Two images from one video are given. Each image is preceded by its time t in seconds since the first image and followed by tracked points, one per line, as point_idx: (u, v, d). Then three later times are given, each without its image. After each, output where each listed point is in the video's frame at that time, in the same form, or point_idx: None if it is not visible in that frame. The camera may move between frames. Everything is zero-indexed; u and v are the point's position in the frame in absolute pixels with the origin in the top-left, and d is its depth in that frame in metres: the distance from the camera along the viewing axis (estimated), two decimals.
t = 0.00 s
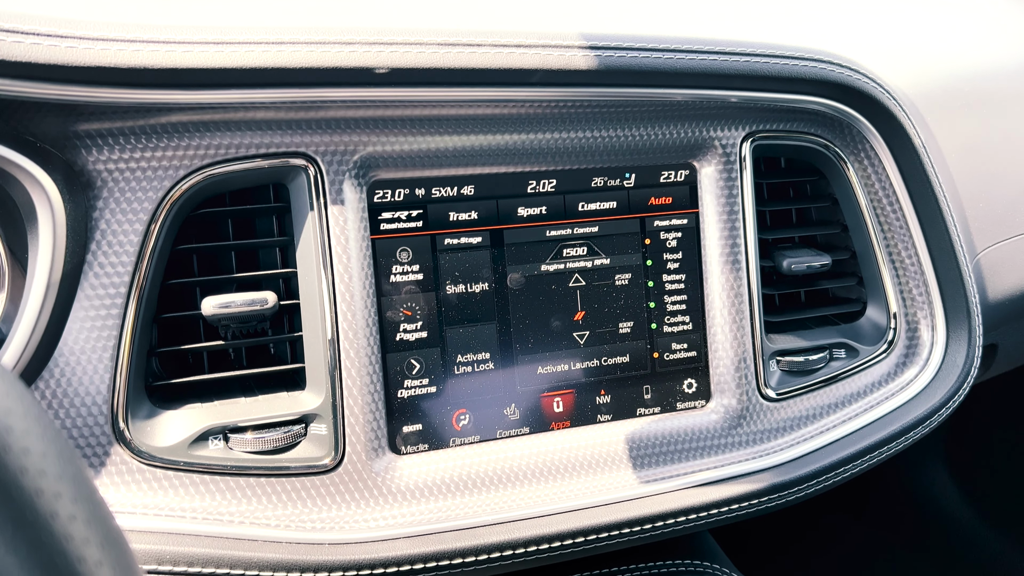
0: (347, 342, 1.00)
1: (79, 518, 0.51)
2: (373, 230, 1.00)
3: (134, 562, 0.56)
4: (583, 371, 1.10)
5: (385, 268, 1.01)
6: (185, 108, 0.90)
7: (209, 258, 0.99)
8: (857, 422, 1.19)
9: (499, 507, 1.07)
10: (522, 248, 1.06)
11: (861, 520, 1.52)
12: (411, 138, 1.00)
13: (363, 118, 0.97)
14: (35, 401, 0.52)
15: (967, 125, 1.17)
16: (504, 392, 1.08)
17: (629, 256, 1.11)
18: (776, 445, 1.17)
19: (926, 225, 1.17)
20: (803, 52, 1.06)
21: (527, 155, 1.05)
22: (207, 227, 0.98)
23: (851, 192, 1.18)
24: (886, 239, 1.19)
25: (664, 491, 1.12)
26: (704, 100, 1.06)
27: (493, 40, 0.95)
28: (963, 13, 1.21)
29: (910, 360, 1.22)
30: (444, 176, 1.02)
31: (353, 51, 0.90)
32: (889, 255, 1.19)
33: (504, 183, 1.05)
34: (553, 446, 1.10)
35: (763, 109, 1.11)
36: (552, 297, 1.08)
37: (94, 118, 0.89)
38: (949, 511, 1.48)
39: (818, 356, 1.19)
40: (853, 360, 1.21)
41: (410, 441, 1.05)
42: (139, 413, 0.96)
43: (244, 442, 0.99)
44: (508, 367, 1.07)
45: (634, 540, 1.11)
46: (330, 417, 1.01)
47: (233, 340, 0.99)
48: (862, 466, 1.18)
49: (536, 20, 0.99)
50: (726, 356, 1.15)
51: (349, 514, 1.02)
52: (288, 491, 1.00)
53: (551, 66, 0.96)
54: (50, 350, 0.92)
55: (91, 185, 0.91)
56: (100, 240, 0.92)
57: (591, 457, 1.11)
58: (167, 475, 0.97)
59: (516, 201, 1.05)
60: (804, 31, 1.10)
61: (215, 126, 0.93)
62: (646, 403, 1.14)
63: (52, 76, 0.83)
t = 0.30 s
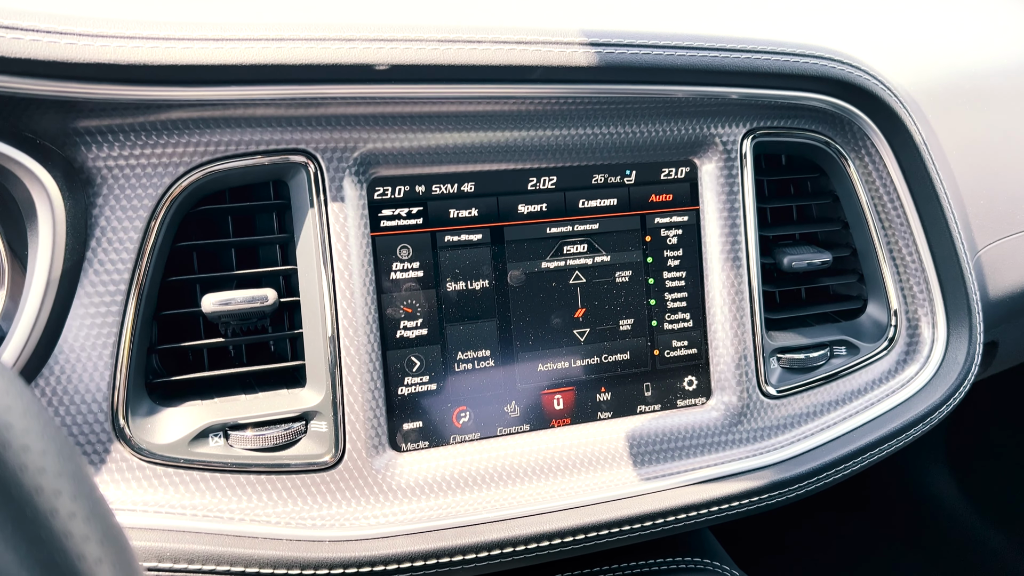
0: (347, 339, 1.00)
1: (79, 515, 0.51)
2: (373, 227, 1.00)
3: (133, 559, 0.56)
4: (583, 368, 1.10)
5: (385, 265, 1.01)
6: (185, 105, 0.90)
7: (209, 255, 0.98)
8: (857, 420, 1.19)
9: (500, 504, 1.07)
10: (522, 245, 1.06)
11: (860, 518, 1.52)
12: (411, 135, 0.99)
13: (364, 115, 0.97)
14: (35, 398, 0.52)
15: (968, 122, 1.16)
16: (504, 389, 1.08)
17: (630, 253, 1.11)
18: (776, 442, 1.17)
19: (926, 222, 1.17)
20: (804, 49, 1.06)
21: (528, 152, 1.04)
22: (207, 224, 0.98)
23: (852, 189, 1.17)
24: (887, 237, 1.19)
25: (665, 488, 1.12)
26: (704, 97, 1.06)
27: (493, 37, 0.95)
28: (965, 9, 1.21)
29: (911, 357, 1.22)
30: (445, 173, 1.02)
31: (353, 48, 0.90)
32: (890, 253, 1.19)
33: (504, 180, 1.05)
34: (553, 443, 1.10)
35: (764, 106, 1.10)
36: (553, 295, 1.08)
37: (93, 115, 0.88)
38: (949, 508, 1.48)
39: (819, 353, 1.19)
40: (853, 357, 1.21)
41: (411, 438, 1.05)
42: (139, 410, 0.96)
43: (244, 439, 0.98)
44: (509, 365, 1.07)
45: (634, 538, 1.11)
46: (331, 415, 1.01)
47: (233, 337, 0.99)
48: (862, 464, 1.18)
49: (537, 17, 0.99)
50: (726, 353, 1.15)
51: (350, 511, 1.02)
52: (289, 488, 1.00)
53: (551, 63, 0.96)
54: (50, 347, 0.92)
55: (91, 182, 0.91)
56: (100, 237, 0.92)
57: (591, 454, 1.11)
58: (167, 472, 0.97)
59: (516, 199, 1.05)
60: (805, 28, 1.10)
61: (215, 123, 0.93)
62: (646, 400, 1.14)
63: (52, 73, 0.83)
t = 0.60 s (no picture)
0: (347, 336, 1.00)
1: (79, 513, 0.51)
2: (373, 224, 1.00)
3: (134, 557, 0.56)
4: (583, 365, 1.10)
5: (385, 263, 1.01)
6: (185, 102, 0.90)
7: (209, 252, 0.98)
8: (857, 417, 1.19)
9: (500, 501, 1.07)
10: (523, 242, 1.06)
11: (859, 516, 1.52)
12: (412, 132, 0.99)
13: (364, 112, 0.97)
14: (35, 395, 0.52)
15: (968, 119, 1.16)
16: (505, 386, 1.07)
17: (630, 250, 1.10)
18: (776, 439, 1.17)
19: (927, 219, 1.17)
20: (804, 46, 1.06)
21: (528, 149, 1.04)
22: (207, 222, 0.98)
23: (853, 186, 1.17)
24: (888, 234, 1.19)
25: (665, 486, 1.12)
26: (705, 94, 1.06)
27: (494, 34, 0.95)
28: (966, 6, 1.21)
29: (911, 354, 1.22)
30: (445, 170, 1.02)
31: (353, 45, 0.90)
32: (891, 250, 1.19)
33: (504, 177, 1.04)
34: (553, 440, 1.10)
35: (764, 103, 1.10)
36: (553, 292, 1.07)
37: (93, 112, 0.88)
38: (949, 506, 1.48)
39: (819, 350, 1.19)
40: (853, 355, 1.21)
41: (411, 435, 1.05)
42: (139, 407, 0.96)
43: (244, 436, 0.98)
44: (509, 362, 1.07)
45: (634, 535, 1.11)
46: (331, 412, 1.01)
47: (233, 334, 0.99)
48: (862, 461, 1.18)
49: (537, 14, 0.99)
50: (726, 351, 1.15)
51: (350, 508, 1.02)
52: (289, 485, 1.00)
53: (552, 60, 0.96)
54: (50, 344, 0.92)
55: (91, 179, 0.91)
56: (100, 234, 0.92)
57: (591, 452, 1.11)
58: (167, 469, 0.97)
59: (516, 196, 1.05)
60: (805, 25, 1.10)
61: (215, 120, 0.93)
62: (647, 397, 1.14)
63: (52, 70, 0.83)
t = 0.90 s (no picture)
0: (347, 333, 1.00)
1: (79, 509, 0.51)
2: (374, 221, 1.00)
3: (134, 554, 0.56)
4: (583, 362, 1.10)
5: (385, 260, 1.01)
6: (185, 99, 0.90)
7: (209, 249, 0.98)
8: (857, 414, 1.19)
9: (500, 498, 1.07)
10: (523, 239, 1.06)
11: (859, 512, 1.52)
12: (412, 129, 0.99)
13: (364, 109, 0.96)
14: (35, 391, 0.51)
15: (969, 116, 1.16)
16: (505, 383, 1.07)
17: (630, 247, 1.10)
18: (776, 436, 1.17)
19: (927, 216, 1.17)
20: (805, 42, 1.06)
21: (528, 146, 1.04)
22: (207, 218, 0.98)
23: (853, 183, 1.17)
24: (889, 231, 1.19)
25: (665, 483, 1.12)
26: (706, 91, 1.06)
27: (494, 30, 0.95)
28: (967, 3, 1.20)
29: (911, 351, 1.22)
30: (445, 167, 1.02)
31: (353, 41, 0.90)
32: (891, 247, 1.19)
33: (504, 174, 1.04)
34: (554, 437, 1.10)
35: (765, 99, 1.10)
36: (553, 289, 1.07)
37: (93, 108, 0.88)
38: (949, 503, 1.48)
39: (819, 347, 1.19)
40: (854, 352, 1.21)
41: (411, 432, 1.05)
42: (139, 404, 0.96)
43: (244, 433, 0.98)
44: (509, 359, 1.07)
45: (634, 533, 1.11)
46: (331, 409, 1.01)
47: (233, 331, 0.99)
48: (862, 458, 1.18)
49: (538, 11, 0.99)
50: (727, 348, 1.15)
51: (351, 505, 1.02)
52: (290, 482, 1.00)
53: (552, 57, 0.96)
54: (50, 341, 0.92)
55: (90, 175, 0.91)
56: (100, 231, 0.92)
57: (591, 449, 1.11)
58: (167, 466, 0.97)
59: (516, 192, 1.05)
60: (806, 22, 1.10)
61: (215, 117, 0.92)
62: (647, 394, 1.14)
63: (52, 66, 0.83)
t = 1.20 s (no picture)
0: (347, 329, 1.00)
1: (79, 506, 0.50)
2: (374, 218, 1.00)
3: (135, 550, 0.56)
4: (583, 359, 1.10)
5: (385, 257, 1.01)
6: (185, 95, 0.90)
7: (209, 246, 0.98)
8: (858, 411, 1.19)
9: (500, 495, 1.07)
10: (523, 236, 1.06)
11: (856, 509, 1.54)
12: (412, 125, 0.99)
13: (364, 105, 0.96)
14: (35, 387, 0.51)
15: (970, 112, 1.16)
16: (505, 380, 1.07)
17: (630, 244, 1.10)
18: (777, 434, 1.17)
19: (928, 213, 1.17)
20: (805, 39, 1.06)
21: (528, 142, 1.04)
22: (208, 215, 0.98)
23: (854, 180, 1.17)
24: (889, 228, 1.18)
25: (665, 480, 1.12)
26: (707, 87, 1.06)
27: (495, 27, 0.94)
28: None
29: (912, 349, 1.22)
30: (445, 163, 1.02)
31: (353, 38, 0.90)
32: (892, 244, 1.19)
33: (504, 171, 1.04)
34: (554, 434, 1.10)
35: (765, 96, 1.10)
36: (554, 286, 1.07)
37: (93, 105, 0.88)
38: (949, 500, 1.48)
39: (819, 345, 1.19)
40: (854, 349, 1.21)
41: (412, 429, 1.05)
42: (139, 401, 0.96)
43: (244, 430, 0.98)
44: (510, 356, 1.07)
45: (635, 529, 1.11)
46: (332, 406, 1.01)
47: (233, 329, 0.99)
48: (863, 455, 1.18)
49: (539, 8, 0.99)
50: (727, 345, 1.15)
51: (351, 502, 1.02)
52: (290, 479, 1.00)
53: (553, 53, 0.96)
54: (50, 338, 0.91)
55: (90, 172, 0.90)
56: (99, 228, 0.91)
57: (591, 446, 1.11)
58: (168, 463, 0.97)
59: (516, 189, 1.05)
60: (806, 18, 1.09)
61: (215, 113, 0.92)
62: (647, 391, 1.14)
63: (51, 63, 0.83)
